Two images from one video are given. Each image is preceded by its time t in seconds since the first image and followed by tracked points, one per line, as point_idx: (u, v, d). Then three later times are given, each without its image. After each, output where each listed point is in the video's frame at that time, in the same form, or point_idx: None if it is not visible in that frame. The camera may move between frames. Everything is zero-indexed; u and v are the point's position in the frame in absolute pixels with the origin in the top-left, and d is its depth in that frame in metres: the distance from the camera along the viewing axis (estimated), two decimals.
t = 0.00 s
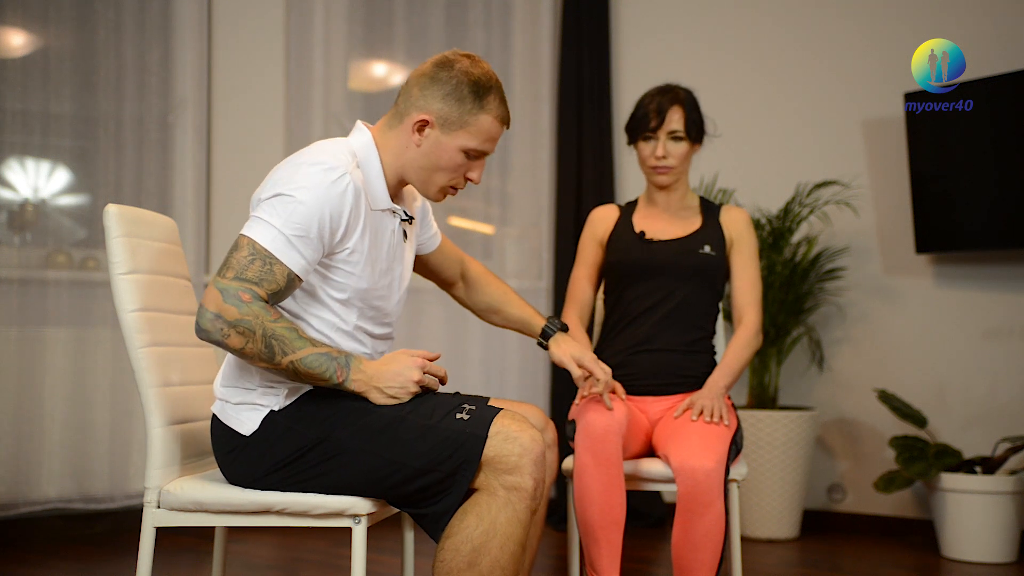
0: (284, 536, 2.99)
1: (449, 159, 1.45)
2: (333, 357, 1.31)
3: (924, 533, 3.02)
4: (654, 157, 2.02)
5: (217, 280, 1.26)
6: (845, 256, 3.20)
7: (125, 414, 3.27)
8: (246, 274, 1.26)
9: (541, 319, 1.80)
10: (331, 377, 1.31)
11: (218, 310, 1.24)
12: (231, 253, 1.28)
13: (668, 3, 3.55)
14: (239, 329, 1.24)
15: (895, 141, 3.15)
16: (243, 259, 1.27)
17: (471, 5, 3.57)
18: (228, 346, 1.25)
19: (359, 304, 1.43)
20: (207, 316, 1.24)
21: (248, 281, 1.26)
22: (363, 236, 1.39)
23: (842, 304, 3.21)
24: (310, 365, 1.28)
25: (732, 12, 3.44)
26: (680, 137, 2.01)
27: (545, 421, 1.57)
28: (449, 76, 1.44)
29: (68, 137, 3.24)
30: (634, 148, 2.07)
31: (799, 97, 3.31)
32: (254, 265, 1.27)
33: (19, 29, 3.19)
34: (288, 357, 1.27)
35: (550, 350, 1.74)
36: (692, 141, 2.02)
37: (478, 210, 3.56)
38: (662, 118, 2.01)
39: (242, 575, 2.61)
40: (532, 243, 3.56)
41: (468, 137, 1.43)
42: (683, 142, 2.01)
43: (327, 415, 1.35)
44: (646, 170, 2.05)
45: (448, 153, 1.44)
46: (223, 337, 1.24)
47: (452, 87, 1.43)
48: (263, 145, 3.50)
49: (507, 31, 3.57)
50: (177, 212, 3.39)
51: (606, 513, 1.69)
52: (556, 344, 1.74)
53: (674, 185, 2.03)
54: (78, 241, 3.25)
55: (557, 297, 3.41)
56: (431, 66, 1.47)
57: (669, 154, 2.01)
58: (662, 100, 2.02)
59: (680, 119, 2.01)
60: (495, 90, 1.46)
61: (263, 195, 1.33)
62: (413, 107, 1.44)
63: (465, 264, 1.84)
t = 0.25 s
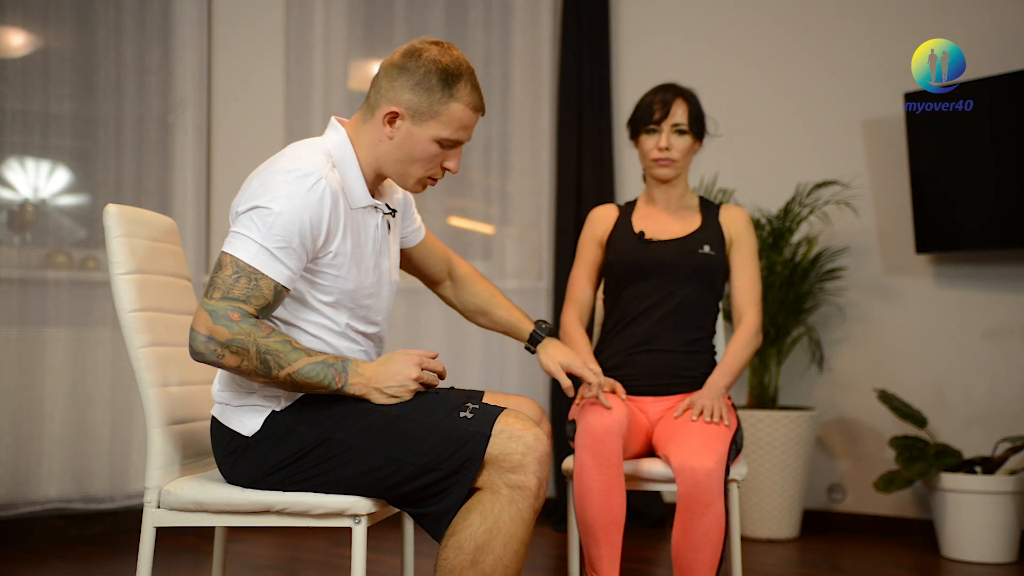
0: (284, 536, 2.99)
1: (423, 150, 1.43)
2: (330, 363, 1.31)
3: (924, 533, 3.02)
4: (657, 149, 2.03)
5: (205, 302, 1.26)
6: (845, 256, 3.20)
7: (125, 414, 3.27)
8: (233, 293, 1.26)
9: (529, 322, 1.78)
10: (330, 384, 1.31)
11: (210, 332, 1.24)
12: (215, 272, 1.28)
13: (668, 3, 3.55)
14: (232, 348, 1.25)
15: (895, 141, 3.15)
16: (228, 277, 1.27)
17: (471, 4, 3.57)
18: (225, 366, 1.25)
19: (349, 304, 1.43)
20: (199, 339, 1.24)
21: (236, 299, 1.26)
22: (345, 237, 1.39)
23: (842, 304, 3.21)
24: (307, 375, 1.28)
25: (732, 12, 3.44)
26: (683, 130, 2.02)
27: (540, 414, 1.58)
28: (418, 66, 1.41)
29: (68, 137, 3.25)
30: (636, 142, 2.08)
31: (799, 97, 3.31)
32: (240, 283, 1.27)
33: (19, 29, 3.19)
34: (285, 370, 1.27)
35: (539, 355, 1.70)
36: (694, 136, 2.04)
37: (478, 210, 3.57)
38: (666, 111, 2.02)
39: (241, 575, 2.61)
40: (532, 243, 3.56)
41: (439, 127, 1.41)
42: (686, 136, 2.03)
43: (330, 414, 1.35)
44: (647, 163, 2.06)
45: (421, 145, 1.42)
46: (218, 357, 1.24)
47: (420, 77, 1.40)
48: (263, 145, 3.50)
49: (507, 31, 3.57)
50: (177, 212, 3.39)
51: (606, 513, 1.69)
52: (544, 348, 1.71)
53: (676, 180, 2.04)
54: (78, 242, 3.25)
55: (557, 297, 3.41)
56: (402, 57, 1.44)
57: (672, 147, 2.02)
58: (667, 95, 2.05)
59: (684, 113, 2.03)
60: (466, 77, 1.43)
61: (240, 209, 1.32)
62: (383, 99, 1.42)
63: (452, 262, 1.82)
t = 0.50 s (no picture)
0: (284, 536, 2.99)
1: (402, 145, 1.44)
2: (327, 367, 1.31)
3: (924, 533, 3.02)
4: (658, 145, 2.03)
5: (198, 313, 1.26)
6: (845, 256, 3.20)
7: (125, 414, 3.27)
8: (226, 301, 1.26)
9: (522, 325, 1.79)
10: (329, 389, 1.31)
11: (205, 342, 1.24)
12: (206, 281, 1.28)
13: (668, 3, 3.55)
14: (229, 358, 1.25)
15: (894, 141, 3.15)
16: (219, 287, 1.27)
17: (471, 4, 3.57)
18: (223, 375, 1.26)
19: (340, 303, 1.43)
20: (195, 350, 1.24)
21: (229, 308, 1.26)
22: (331, 237, 1.39)
23: (843, 304, 3.21)
24: (305, 380, 1.29)
25: (732, 12, 3.44)
26: (684, 127, 2.02)
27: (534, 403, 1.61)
28: (392, 61, 1.42)
29: (68, 137, 3.25)
30: (637, 139, 2.08)
31: (799, 97, 3.31)
32: (232, 291, 1.27)
33: (19, 29, 3.19)
34: (283, 376, 1.28)
35: (532, 357, 1.72)
36: (695, 134, 2.04)
37: (478, 210, 3.57)
38: (668, 108, 2.03)
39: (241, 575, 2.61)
40: (532, 243, 3.56)
41: (418, 121, 1.42)
42: (686, 134, 2.03)
43: (333, 413, 1.35)
44: (647, 159, 2.05)
45: (401, 139, 1.43)
46: (215, 367, 1.25)
47: (395, 72, 1.41)
48: (263, 145, 3.50)
49: (507, 31, 3.57)
50: (177, 212, 3.39)
51: (606, 514, 1.69)
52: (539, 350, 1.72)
53: (676, 177, 2.04)
54: (78, 241, 3.25)
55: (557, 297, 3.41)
56: (376, 53, 1.45)
57: (673, 144, 2.02)
58: (668, 92, 2.05)
59: (685, 111, 2.03)
60: (441, 69, 1.43)
61: (225, 216, 1.32)
62: (359, 95, 1.43)
63: (441, 262, 1.83)
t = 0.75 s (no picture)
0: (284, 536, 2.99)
1: (391, 141, 1.44)
2: (321, 369, 1.31)
3: (924, 533, 3.02)
4: (658, 145, 2.03)
5: (190, 317, 1.26)
6: (845, 256, 3.20)
7: (125, 414, 3.27)
8: (216, 304, 1.26)
9: (517, 325, 1.79)
10: (323, 390, 1.31)
11: (197, 346, 1.25)
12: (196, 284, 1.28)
13: (668, 3, 3.55)
14: (221, 360, 1.25)
15: (894, 141, 3.15)
16: (209, 289, 1.27)
17: (471, 4, 3.57)
18: (216, 378, 1.26)
19: (331, 302, 1.43)
20: (187, 354, 1.25)
21: (219, 310, 1.26)
22: (319, 236, 1.39)
23: (842, 303, 3.21)
24: (299, 382, 1.29)
25: (733, 12, 3.44)
26: (683, 127, 2.02)
27: (534, 403, 1.61)
28: (376, 58, 1.41)
29: (68, 137, 3.25)
30: (637, 140, 2.08)
31: (799, 97, 3.31)
32: (222, 293, 1.27)
33: (19, 29, 3.19)
34: (275, 378, 1.28)
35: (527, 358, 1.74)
36: (695, 134, 2.04)
37: (478, 210, 3.57)
38: (667, 109, 2.03)
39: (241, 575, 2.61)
40: (532, 243, 3.56)
41: (405, 116, 1.42)
42: (686, 134, 2.03)
43: (329, 414, 1.35)
44: (647, 159, 2.06)
45: (389, 135, 1.43)
46: (208, 370, 1.25)
47: (379, 69, 1.41)
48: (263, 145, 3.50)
49: (507, 31, 3.57)
50: (177, 212, 3.39)
51: (606, 514, 1.69)
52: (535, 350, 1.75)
53: (676, 177, 2.04)
54: (78, 241, 3.25)
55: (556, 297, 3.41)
56: (359, 50, 1.44)
57: (673, 144, 2.02)
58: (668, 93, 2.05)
59: (685, 111, 2.03)
60: (424, 63, 1.43)
61: (212, 218, 1.32)
62: (344, 94, 1.43)
63: (436, 261, 1.82)
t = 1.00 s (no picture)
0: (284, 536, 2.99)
1: (402, 142, 1.44)
2: (320, 367, 1.31)
3: (924, 533, 3.02)
4: (658, 146, 2.03)
5: (190, 312, 1.27)
6: (845, 256, 3.20)
7: (125, 414, 3.27)
8: (217, 300, 1.27)
9: (507, 324, 1.78)
10: (321, 389, 1.30)
11: (197, 341, 1.25)
12: (198, 281, 1.29)
13: (668, 3, 3.55)
14: (220, 357, 1.25)
15: (894, 141, 3.15)
16: (210, 285, 1.27)
17: (471, 4, 3.57)
18: (215, 374, 1.26)
19: (333, 303, 1.43)
20: (187, 349, 1.25)
21: (220, 307, 1.27)
22: (323, 236, 1.39)
23: (842, 303, 3.21)
24: (297, 380, 1.28)
25: (733, 12, 3.44)
26: (683, 128, 2.02)
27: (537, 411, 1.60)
28: (385, 59, 1.41)
29: (68, 137, 3.25)
30: (636, 140, 2.08)
31: (799, 97, 3.31)
32: (222, 290, 1.27)
33: (19, 29, 3.19)
34: (274, 376, 1.28)
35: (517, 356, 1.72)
36: (695, 134, 2.04)
37: (478, 210, 3.57)
38: (667, 109, 2.03)
39: None
40: (532, 243, 3.56)
41: (416, 118, 1.42)
42: (686, 134, 2.03)
43: (328, 414, 1.35)
44: (647, 160, 2.06)
45: (400, 137, 1.44)
46: (207, 366, 1.25)
47: (389, 71, 1.41)
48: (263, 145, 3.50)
49: (507, 31, 3.57)
50: (177, 212, 3.39)
51: (605, 515, 1.69)
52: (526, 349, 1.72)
53: (675, 177, 2.04)
54: (78, 241, 3.25)
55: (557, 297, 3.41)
56: (366, 51, 1.44)
57: (673, 144, 2.02)
58: (668, 93, 2.05)
59: (685, 111, 2.03)
60: (432, 64, 1.43)
61: (216, 215, 1.32)
62: (355, 97, 1.43)
63: (430, 265, 1.82)
